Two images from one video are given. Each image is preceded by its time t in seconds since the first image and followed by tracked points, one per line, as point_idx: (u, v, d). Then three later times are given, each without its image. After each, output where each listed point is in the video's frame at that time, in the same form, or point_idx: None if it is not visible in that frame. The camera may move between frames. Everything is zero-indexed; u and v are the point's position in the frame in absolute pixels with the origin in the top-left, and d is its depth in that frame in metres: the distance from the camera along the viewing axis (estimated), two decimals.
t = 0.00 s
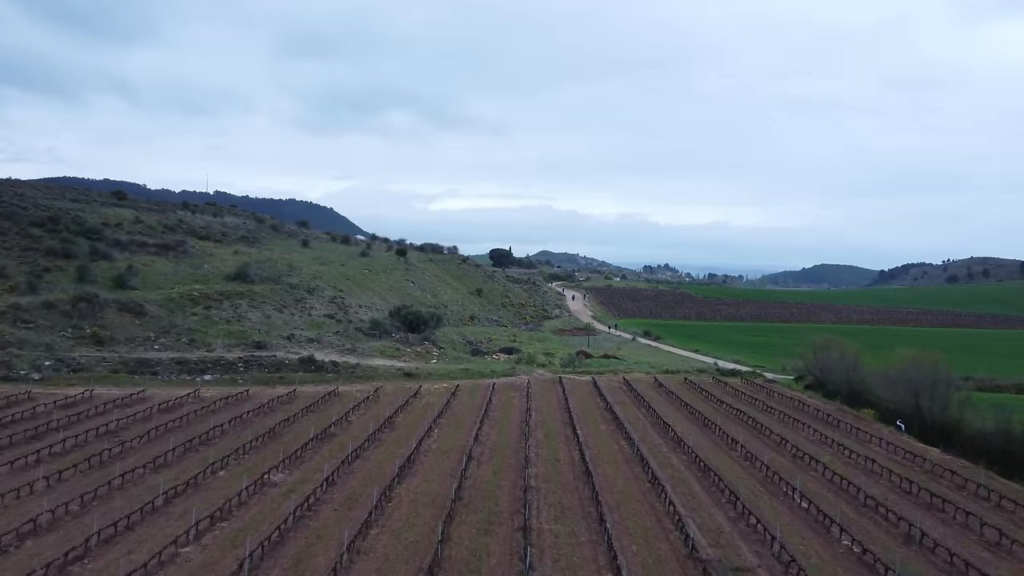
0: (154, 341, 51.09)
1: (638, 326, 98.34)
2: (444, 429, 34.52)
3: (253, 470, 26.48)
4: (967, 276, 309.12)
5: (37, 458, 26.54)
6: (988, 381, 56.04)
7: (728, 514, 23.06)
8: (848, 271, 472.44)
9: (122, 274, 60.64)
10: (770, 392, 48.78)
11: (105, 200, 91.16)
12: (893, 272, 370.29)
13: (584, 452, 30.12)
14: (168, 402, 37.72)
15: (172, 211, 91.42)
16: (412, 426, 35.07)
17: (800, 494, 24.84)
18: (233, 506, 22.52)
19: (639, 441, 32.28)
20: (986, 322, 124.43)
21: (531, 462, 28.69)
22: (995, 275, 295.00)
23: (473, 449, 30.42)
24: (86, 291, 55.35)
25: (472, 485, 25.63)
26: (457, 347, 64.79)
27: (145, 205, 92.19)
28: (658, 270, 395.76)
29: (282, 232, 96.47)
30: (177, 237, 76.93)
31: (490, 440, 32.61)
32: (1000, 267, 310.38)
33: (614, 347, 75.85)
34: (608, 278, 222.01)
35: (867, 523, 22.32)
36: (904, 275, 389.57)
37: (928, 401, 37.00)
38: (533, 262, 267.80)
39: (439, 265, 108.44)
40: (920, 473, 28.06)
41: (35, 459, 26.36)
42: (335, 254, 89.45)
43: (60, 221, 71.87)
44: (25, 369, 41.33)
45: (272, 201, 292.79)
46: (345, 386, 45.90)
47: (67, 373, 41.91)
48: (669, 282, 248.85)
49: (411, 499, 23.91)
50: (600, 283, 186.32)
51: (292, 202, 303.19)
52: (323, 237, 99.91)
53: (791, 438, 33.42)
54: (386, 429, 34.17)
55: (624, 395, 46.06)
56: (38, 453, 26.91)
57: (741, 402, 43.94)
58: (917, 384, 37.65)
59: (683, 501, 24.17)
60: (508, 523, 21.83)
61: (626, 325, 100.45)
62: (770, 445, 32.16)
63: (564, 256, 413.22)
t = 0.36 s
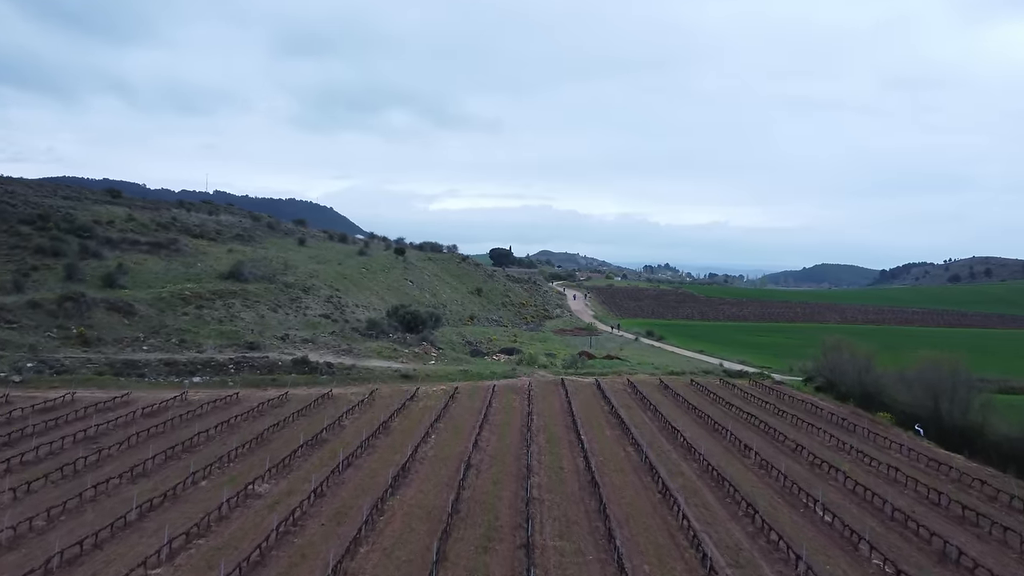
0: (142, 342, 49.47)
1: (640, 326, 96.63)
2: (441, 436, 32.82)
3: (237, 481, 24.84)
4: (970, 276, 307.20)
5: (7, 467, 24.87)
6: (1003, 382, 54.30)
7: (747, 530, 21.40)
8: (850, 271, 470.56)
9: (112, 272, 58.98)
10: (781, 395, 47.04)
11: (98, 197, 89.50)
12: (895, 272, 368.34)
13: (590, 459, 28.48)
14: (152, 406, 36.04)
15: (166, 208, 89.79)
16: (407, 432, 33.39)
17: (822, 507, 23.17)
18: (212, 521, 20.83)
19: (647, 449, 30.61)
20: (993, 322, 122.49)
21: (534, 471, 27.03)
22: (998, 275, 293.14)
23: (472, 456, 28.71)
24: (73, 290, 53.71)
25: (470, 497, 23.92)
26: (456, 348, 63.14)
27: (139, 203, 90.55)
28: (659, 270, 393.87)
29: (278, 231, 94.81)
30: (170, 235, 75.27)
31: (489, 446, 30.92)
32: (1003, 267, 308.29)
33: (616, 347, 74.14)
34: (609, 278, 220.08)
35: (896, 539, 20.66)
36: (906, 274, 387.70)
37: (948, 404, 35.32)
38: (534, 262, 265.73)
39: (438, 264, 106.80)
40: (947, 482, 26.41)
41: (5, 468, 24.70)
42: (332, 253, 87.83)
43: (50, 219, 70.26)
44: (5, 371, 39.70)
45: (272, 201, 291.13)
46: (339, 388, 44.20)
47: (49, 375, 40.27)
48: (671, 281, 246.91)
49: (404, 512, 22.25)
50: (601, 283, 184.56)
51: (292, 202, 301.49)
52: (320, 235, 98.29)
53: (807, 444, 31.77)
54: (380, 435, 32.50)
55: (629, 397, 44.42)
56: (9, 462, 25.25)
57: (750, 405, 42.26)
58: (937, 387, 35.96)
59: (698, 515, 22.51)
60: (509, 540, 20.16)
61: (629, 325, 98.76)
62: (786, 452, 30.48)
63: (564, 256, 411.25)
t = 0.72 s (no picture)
0: (129, 342, 47.62)
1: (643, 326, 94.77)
2: (437, 442, 30.95)
3: (216, 494, 22.99)
4: (973, 276, 305.07)
5: None
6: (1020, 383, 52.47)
7: (771, 549, 19.56)
8: (851, 271, 468.36)
9: (99, 271, 57.14)
10: (792, 397, 45.21)
11: (89, 194, 87.61)
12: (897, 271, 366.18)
13: (595, 468, 26.70)
14: (134, 410, 34.22)
15: (159, 206, 87.93)
16: (401, 438, 31.53)
17: (850, 523, 21.40)
18: (184, 540, 18.97)
19: (658, 457, 28.76)
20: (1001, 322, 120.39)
21: (536, 482, 25.17)
22: (1001, 275, 290.97)
23: (469, 465, 26.84)
24: (58, 288, 51.83)
25: (467, 512, 22.05)
26: (455, 348, 61.31)
27: (132, 200, 88.67)
28: (660, 270, 391.64)
29: (274, 229, 92.94)
30: (162, 232, 73.39)
31: (488, 454, 29.01)
32: (1006, 267, 306.06)
33: (619, 348, 72.28)
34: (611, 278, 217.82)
35: (935, 560, 18.84)
36: (908, 274, 385.49)
37: (974, 409, 33.56)
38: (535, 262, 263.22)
39: (437, 263, 104.95)
40: (980, 495, 24.58)
41: None
42: (329, 251, 86.01)
43: (38, 216, 68.36)
44: None
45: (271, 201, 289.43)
46: (331, 391, 42.33)
47: (27, 377, 38.39)
48: (672, 281, 244.67)
49: (395, 530, 20.36)
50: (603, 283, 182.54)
51: (292, 202, 299.75)
52: (317, 234, 96.41)
53: (825, 451, 29.97)
54: (373, 441, 30.64)
55: (635, 400, 42.55)
56: None
57: (762, 409, 40.40)
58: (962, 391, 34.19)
59: (715, 532, 20.68)
60: (510, 562, 18.29)
61: (631, 325, 96.78)
62: (804, 460, 28.63)
63: (565, 256, 408.47)
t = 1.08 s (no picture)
0: (113, 343, 45.76)
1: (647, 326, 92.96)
2: (431, 450, 29.02)
3: (189, 509, 21.13)
4: (975, 275, 303.18)
5: None
6: None
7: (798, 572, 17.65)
8: (853, 271, 466.34)
9: (86, 269, 55.30)
10: (805, 400, 43.31)
11: (81, 191, 85.75)
12: (899, 271, 364.21)
13: (602, 479, 24.85)
14: (112, 414, 32.37)
15: (151, 203, 86.04)
16: (394, 445, 29.62)
17: (882, 541, 19.55)
18: (148, 563, 17.08)
19: (668, 466, 26.89)
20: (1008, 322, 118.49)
21: (537, 495, 23.28)
22: (1004, 275, 289.01)
23: (465, 475, 24.93)
24: (41, 287, 49.97)
25: (462, 529, 20.15)
26: (453, 349, 59.43)
27: (123, 197, 86.82)
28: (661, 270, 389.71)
29: (270, 226, 91.05)
30: (153, 230, 71.53)
31: (486, 463, 27.07)
32: (1010, 266, 304.10)
33: (622, 348, 70.33)
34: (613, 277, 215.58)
35: None
36: (910, 273, 383.52)
37: (1001, 413, 31.89)
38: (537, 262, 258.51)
39: (436, 261, 103.12)
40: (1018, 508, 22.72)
41: None
42: (325, 249, 84.20)
43: (24, 212, 66.47)
44: None
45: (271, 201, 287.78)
46: (321, 393, 40.40)
47: (2, 380, 36.53)
48: (674, 281, 242.73)
49: (384, 550, 18.48)
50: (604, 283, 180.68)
51: (292, 202, 298.19)
52: (313, 231, 94.59)
53: (846, 459, 28.12)
54: (363, 449, 28.74)
55: (641, 403, 40.67)
56: None
57: (774, 412, 38.53)
58: (988, 394, 32.50)
59: (736, 552, 18.83)
60: None
61: (634, 325, 94.72)
62: (824, 469, 26.77)
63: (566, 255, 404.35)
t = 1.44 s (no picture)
0: (96, 342, 43.85)
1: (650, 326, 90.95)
2: (425, 458, 27.01)
3: (157, 526, 19.21)
4: (977, 274, 301.29)
5: None
6: None
7: None
8: (855, 270, 463.94)
9: (70, 266, 53.38)
10: (819, 402, 41.34)
11: (71, 187, 83.88)
12: (901, 270, 362.36)
13: (610, 491, 22.94)
14: (86, 419, 30.41)
15: (143, 200, 84.09)
16: (385, 453, 27.65)
17: (921, 562, 17.69)
18: None
19: (680, 475, 24.99)
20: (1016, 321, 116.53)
21: (540, 510, 21.33)
22: (1007, 273, 287.07)
23: (461, 487, 23.00)
24: (23, 285, 48.04)
25: (457, 549, 18.22)
26: (451, 349, 57.47)
27: (114, 193, 84.88)
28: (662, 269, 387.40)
29: (264, 224, 89.09)
30: (143, 226, 69.57)
31: (484, 473, 25.10)
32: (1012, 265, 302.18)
33: (625, 349, 68.32)
34: (614, 276, 213.07)
35: None
36: (912, 272, 381.50)
37: None
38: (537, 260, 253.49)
39: (435, 260, 101.18)
40: None
41: None
42: (321, 247, 82.30)
43: (10, 208, 64.54)
44: None
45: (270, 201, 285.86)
46: (311, 396, 38.42)
47: None
48: (675, 280, 240.70)
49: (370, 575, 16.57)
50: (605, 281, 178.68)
51: (291, 202, 296.26)
52: (309, 229, 92.62)
53: (870, 468, 26.24)
54: (353, 457, 26.77)
55: (647, 406, 38.72)
56: None
57: (788, 416, 36.61)
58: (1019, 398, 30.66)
59: None
60: None
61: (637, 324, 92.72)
62: (847, 479, 24.90)
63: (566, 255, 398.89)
